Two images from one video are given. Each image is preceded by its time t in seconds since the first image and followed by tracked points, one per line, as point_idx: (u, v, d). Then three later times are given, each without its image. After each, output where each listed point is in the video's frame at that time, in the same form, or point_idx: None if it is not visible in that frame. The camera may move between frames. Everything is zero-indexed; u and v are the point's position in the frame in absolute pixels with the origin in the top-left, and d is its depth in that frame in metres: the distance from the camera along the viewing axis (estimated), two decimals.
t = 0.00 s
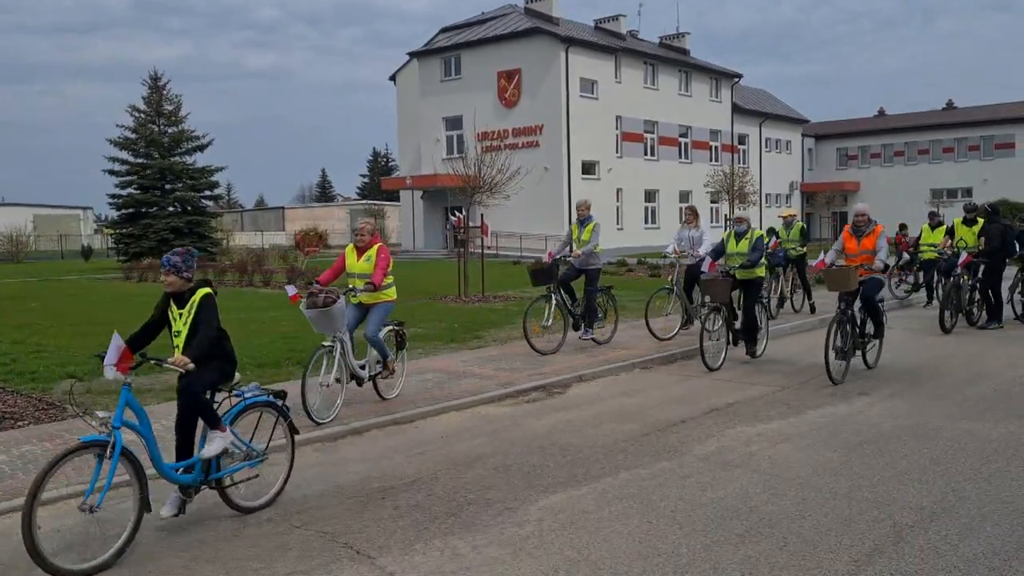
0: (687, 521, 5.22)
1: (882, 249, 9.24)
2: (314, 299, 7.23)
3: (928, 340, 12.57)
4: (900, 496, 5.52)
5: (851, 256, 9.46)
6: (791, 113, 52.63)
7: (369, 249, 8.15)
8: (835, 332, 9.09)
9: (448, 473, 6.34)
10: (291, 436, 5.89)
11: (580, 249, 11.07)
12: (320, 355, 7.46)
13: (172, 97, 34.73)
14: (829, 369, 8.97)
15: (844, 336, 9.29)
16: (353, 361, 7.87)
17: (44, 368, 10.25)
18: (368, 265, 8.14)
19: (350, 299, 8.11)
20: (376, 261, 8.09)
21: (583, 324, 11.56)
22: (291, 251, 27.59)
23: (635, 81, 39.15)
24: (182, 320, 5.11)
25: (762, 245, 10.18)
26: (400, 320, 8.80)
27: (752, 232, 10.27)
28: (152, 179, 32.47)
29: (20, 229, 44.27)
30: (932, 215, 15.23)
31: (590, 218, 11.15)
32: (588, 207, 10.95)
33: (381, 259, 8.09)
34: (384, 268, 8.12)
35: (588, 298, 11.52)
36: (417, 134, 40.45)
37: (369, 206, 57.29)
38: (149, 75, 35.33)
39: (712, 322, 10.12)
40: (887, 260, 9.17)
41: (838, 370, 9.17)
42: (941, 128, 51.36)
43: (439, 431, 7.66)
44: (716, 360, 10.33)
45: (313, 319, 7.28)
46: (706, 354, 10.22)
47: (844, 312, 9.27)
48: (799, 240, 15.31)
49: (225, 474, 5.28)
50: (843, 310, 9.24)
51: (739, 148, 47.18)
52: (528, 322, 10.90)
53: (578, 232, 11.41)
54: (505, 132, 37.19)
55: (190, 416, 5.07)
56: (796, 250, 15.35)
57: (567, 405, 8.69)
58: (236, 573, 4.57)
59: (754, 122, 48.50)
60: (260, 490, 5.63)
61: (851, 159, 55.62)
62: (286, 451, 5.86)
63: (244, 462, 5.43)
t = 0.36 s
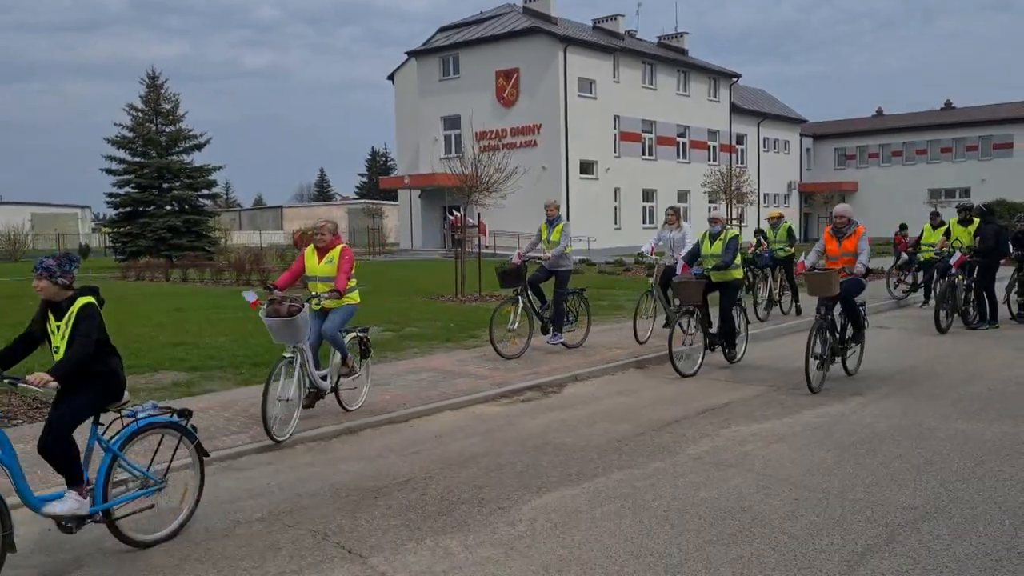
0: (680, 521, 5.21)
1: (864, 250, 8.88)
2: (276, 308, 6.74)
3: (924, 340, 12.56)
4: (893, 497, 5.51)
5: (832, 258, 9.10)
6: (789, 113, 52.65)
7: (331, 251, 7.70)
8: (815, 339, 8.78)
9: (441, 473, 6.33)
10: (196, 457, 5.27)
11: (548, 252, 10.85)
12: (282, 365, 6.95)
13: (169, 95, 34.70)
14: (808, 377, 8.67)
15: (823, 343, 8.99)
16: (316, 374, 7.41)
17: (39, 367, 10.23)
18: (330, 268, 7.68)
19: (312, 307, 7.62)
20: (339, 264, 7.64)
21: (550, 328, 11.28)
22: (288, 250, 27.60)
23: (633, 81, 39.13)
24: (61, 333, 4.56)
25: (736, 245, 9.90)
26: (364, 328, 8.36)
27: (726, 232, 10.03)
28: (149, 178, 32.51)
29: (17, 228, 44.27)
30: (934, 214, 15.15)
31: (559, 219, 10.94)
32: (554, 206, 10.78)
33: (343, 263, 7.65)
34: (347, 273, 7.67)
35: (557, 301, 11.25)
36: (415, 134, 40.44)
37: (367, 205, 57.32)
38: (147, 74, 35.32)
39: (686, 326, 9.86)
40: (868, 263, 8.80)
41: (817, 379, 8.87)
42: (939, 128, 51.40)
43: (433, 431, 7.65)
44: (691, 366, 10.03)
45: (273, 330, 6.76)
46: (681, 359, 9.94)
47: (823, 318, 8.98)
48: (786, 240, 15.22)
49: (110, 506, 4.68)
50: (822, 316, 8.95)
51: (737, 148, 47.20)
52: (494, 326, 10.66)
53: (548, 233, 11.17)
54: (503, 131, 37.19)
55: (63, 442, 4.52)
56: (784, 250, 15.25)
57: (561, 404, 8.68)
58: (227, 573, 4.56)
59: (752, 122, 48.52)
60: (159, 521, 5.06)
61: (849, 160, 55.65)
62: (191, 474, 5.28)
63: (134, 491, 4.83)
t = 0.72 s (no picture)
0: (670, 520, 5.20)
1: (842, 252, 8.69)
2: (221, 323, 6.10)
3: (916, 340, 12.56)
4: (884, 496, 5.50)
5: (808, 260, 8.92)
6: (783, 112, 52.71)
7: (278, 253, 6.93)
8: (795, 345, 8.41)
9: (432, 472, 6.32)
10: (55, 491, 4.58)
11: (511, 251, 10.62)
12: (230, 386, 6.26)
13: (163, 93, 34.59)
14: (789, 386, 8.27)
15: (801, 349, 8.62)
16: (267, 392, 6.76)
17: (29, 365, 10.19)
18: (278, 272, 6.92)
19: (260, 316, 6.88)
20: (287, 267, 6.89)
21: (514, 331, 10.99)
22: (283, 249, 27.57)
23: (628, 80, 39.12)
24: None
25: (704, 246, 9.52)
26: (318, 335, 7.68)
27: (695, 232, 9.69)
28: (143, 176, 32.42)
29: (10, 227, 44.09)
30: (928, 213, 15.17)
31: (521, 218, 10.78)
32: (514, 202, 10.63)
33: (292, 266, 6.89)
34: (297, 278, 6.91)
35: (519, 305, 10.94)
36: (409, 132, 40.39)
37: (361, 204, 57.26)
38: (140, 72, 35.21)
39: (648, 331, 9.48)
40: (846, 264, 8.60)
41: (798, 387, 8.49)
42: (933, 128, 51.49)
43: (424, 430, 7.63)
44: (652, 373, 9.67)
45: (219, 348, 6.13)
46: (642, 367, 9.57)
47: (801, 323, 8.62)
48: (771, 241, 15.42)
49: None
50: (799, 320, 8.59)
51: (731, 147, 47.24)
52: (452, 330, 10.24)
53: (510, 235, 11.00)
54: (498, 130, 37.17)
55: None
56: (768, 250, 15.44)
57: (553, 403, 8.66)
58: (215, 572, 4.54)
59: (747, 122, 48.57)
60: None
61: (843, 159, 55.74)
62: (51, 507, 4.62)
63: None
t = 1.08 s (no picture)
0: (665, 523, 5.14)
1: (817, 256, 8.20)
2: (153, 336, 5.34)
3: (910, 340, 12.56)
4: (881, 498, 5.46)
5: (782, 264, 8.46)
6: (776, 113, 52.77)
7: (222, 265, 6.14)
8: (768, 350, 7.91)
9: (426, 474, 6.25)
10: None
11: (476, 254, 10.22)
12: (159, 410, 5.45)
13: (154, 93, 34.41)
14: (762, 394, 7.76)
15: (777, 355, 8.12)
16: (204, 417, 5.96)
17: (17, 367, 10.09)
18: (222, 286, 6.12)
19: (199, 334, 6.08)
20: (233, 280, 6.10)
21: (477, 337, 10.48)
22: (276, 249, 27.47)
23: (620, 80, 39.08)
24: None
25: (672, 248, 9.21)
26: (267, 359, 6.78)
27: (661, 234, 9.26)
28: (133, 176, 32.26)
29: None
30: (923, 213, 15.16)
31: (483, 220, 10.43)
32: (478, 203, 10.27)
33: (238, 280, 6.10)
34: (242, 293, 6.13)
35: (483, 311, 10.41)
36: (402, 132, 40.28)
37: (354, 205, 57.13)
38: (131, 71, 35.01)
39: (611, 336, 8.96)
40: (822, 267, 8.13)
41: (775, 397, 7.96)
42: (925, 128, 51.61)
43: (417, 432, 7.56)
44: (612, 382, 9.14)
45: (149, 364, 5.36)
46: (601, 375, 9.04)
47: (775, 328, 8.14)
48: (752, 243, 15.32)
49: None
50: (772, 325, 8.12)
51: (724, 147, 47.27)
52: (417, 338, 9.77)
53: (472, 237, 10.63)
54: (491, 130, 37.11)
55: None
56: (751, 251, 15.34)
57: (546, 404, 8.60)
58: None
59: (739, 122, 48.61)
60: None
61: (836, 159, 55.85)
62: None
63: None
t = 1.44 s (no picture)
0: (651, 530, 5.08)
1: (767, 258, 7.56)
2: (18, 359, 4.54)
3: (888, 342, 12.61)
4: (867, 503, 5.43)
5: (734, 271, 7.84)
6: (751, 115, 53.09)
7: (125, 275, 5.31)
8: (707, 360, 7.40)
9: (407, 480, 6.15)
10: None
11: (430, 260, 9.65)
12: (34, 442, 4.65)
13: (126, 93, 33.98)
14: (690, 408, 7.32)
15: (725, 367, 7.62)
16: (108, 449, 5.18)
17: None
18: (122, 300, 5.29)
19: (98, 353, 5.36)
20: (134, 293, 5.26)
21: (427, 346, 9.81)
22: (251, 252, 27.18)
23: (597, 81, 39.12)
24: None
25: (623, 252, 8.59)
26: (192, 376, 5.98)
27: (612, 236, 8.66)
28: (105, 177, 31.85)
29: None
30: (898, 216, 15.22)
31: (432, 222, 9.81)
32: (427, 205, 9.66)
33: (142, 293, 5.25)
34: (147, 305, 5.28)
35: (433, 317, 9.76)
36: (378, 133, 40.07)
37: (330, 207, 56.82)
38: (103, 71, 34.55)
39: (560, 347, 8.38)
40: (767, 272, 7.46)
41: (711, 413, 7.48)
42: (898, 132, 52.12)
43: (398, 437, 7.46)
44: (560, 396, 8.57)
45: (21, 392, 4.58)
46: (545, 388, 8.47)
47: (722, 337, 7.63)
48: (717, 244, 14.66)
49: None
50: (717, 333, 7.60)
51: (700, 150, 47.46)
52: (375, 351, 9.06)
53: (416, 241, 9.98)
54: (468, 132, 37.02)
55: None
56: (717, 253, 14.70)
57: (527, 409, 8.52)
58: None
59: (715, 124, 48.84)
60: None
61: (810, 162, 56.28)
62: None
63: None
